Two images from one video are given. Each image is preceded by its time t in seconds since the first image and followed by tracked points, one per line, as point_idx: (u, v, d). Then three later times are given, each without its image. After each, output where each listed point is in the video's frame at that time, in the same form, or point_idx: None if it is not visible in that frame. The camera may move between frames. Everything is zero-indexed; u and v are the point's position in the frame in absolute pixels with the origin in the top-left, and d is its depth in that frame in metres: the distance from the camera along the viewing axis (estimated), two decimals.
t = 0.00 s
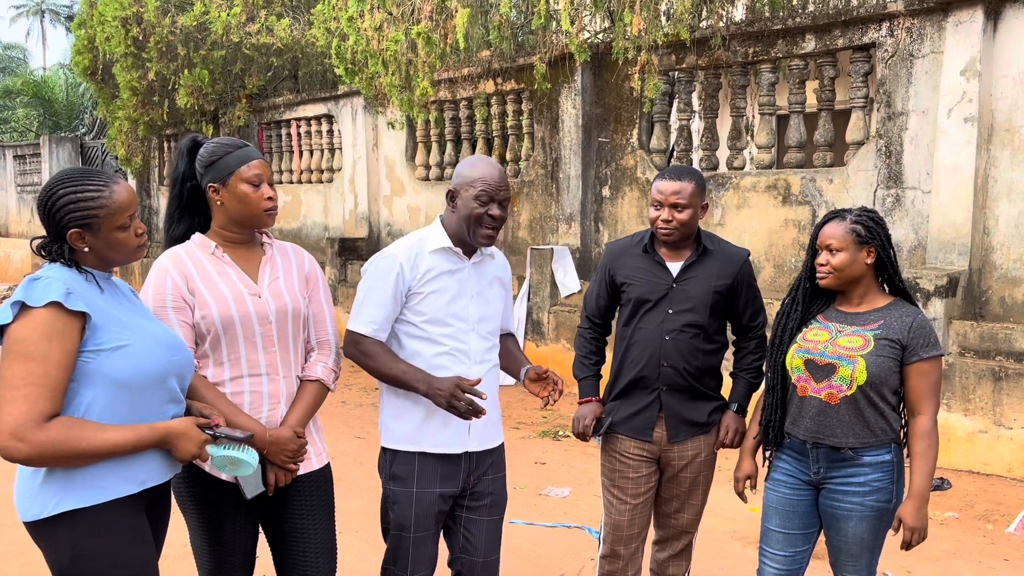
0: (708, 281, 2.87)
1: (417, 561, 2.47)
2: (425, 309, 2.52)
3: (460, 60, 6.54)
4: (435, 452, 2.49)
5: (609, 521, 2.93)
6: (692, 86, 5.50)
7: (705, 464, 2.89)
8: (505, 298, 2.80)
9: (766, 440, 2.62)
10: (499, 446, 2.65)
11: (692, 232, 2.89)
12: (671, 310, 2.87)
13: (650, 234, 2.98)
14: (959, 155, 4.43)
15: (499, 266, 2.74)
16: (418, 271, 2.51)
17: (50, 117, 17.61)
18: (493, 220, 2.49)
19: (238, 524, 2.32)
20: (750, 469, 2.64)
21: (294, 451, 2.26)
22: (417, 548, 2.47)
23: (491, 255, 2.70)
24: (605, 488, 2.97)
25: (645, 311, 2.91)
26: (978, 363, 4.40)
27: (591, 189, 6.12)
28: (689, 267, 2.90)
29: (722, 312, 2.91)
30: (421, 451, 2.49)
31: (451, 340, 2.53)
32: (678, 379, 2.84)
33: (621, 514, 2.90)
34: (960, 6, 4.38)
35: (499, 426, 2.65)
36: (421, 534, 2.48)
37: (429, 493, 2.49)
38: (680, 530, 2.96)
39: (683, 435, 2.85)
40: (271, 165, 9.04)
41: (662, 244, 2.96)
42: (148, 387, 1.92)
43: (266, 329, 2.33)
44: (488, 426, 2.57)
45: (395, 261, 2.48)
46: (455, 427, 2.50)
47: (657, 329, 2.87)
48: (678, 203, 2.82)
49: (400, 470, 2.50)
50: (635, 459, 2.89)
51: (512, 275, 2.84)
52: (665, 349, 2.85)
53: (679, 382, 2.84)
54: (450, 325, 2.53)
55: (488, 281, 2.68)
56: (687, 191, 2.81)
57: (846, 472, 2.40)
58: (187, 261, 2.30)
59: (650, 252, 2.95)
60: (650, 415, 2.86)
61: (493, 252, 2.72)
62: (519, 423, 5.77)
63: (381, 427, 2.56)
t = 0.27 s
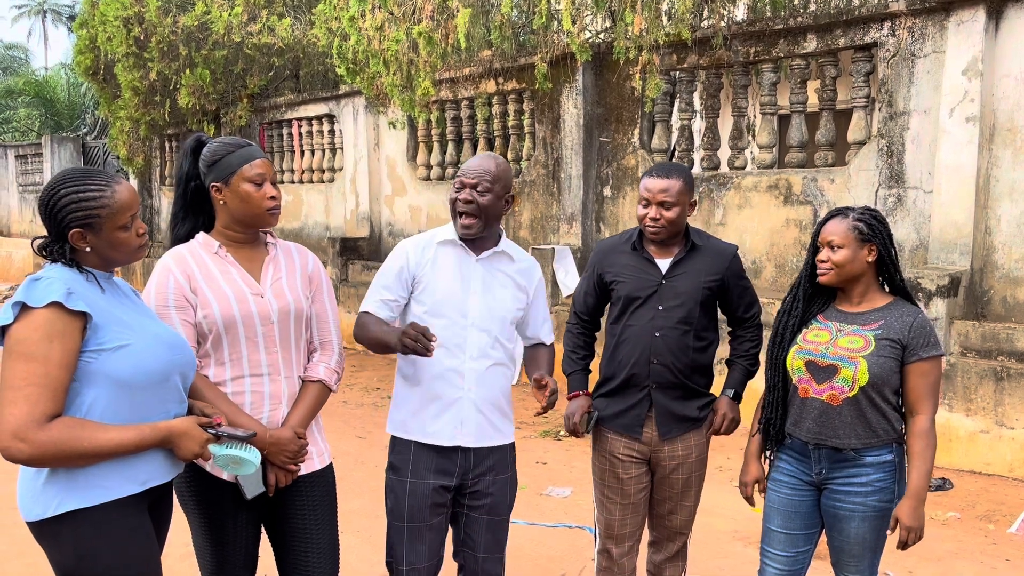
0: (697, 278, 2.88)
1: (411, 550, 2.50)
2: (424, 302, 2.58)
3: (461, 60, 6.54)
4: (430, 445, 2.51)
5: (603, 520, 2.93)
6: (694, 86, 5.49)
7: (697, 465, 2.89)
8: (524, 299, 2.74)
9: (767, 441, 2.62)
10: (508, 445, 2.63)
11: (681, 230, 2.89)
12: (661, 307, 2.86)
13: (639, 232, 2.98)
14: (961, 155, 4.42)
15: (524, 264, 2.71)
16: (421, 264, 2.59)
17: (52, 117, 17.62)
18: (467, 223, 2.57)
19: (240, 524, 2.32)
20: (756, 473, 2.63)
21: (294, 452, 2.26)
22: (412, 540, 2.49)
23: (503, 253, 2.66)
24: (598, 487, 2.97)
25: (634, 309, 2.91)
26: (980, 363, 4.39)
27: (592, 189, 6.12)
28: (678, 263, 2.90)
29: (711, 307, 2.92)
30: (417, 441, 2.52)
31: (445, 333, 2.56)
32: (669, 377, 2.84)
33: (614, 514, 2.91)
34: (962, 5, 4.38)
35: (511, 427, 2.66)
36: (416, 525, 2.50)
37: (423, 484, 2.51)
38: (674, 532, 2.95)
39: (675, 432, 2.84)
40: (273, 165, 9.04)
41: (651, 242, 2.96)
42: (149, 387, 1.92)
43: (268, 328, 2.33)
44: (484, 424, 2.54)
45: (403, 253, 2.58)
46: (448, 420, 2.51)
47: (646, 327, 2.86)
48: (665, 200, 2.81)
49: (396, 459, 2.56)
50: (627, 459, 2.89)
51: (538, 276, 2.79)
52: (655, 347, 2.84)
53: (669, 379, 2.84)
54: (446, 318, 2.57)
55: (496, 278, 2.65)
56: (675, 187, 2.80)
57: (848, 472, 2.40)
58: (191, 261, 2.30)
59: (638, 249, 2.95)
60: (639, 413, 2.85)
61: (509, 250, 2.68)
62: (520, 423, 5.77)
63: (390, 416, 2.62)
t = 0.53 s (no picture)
0: (689, 276, 2.89)
1: (406, 540, 2.54)
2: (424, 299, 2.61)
3: (462, 60, 6.54)
4: (426, 440, 2.54)
5: (601, 520, 2.93)
6: (695, 86, 5.49)
7: (695, 467, 2.88)
8: (531, 297, 2.65)
9: (767, 441, 2.61)
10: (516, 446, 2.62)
11: (671, 230, 2.89)
12: (655, 307, 2.86)
13: (629, 231, 2.99)
14: (963, 155, 4.42)
15: (530, 261, 2.65)
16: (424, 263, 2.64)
17: (54, 117, 17.65)
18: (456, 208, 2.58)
19: (240, 525, 2.32)
20: (753, 471, 2.63)
21: (297, 451, 2.27)
22: (407, 532, 2.53)
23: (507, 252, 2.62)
24: (597, 488, 2.96)
25: (629, 309, 2.91)
26: (982, 364, 4.39)
27: (593, 189, 6.12)
28: (670, 262, 2.91)
29: (706, 305, 2.93)
30: (416, 435, 2.55)
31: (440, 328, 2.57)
32: (666, 376, 2.84)
33: (614, 517, 2.91)
34: (964, 6, 4.37)
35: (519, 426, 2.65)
36: (410, 518, 2.54)
37: (414, 478, 2.54)
38: (673, 534, 2.92)
39: (671, 435, 2.83)
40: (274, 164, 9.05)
41: (642, 242, 2.96)
42: (150, 387, 1.92)
43: (271, 328, 2.33)
44: (475, 421, 2.52)
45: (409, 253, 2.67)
46: (440, 413, 2.52)
47: (643, 327, 2.87)
48: (656, 200, 2.81)
49: (395, 451, 2.61)
50: (625, 460, 2.89)
51: (548, 273, 2.69)
52: (652, 347, 2.85)
53: (666, 379, 2.84)
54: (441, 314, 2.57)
55: (496, 276, 2.61)
56: (664, 187, 2.80)
57: (849, 472, 2.40)
58: (195, 261, 2.30)
59: (630, 249, 2.96)
60: (636, 413, 2.85)
61: (513, 248, 2.63)
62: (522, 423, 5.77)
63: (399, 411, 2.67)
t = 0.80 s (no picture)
0: (686, 277, 2.88)
1: (408, 541, 2.54)
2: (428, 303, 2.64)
3: (464, 60, 6.54)
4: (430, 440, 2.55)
5: (602, 521, 2.93)
6: (697, 87, 5.47)
7: (693, 467, 2.87)
8: (530, 302, 2.62)
9: (767, 441, 2.61)
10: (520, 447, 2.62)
11: (668, 228, 2.90)
12: (653, 309, 2.87)
13: (625, 234, 3.00)
14: (965, 156, 4.41)
15: (529, 266, 2.61)
16: (425, 267, 2.65)
17: (56, 117, 17.68)
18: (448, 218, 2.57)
19: (241, 526, 2.32)
20: (752, 472, 2.64)
21: (302, 450, 2.27)
22: (409, 532, 2.54)
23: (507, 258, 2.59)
24: (597, 489, 2.96)
25: (627, 311, 2.91)
26: (984, 365, 4.39)
27: (595, 190, 6.12)
28: (667, 264, 2.90)
29: (704, 308, 2.93)
30: (417, 435, 2.58)
31: (444, 333, 2.59)
32: (663, 379, 2.84)
33: (615, 521, 2.92)
34: (967, 7, 4.37)
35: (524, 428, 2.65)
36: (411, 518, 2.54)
37: (417, 477, 2.55)
38: (673, 537, 2.90)
39: (667, 437, 2.83)
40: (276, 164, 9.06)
41: (639, 244, 2.97)
42: (150, 387, 1.93)
43: (275, 327, 2.33)
44: (477, 422, 2.53)
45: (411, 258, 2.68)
46: (441, 413, 2.54)
47: (640, 329, 2.87)
48: (652, 196, 2.82)
49: (399, 451, 2.62)
50: (625, 461, 2.89)
51: (549, 274, 2.64)
52: (649, 349, 2.85)
53: (664, 382, 2.84)
54: (444, 319, 2.60)
55: (496, 279, 2.60)
56: (660, 184, 2.82)
57: (848, 473, 2.40)
58: (198, 260, 2.30)
59: (627, 252, 2.96)
60: (635, 417, 2.85)
61: (512, 252, 2.61)
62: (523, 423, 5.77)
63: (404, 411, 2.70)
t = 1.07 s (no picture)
0: (689, 278, 2.89)
1: (411, 542, 2.54)
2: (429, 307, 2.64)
3: (466, 61, 6.55)
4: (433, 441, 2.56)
5: (603, 521, 2.94)
6: (698, 88, 5.47)
7: (694, 467, 2.85)
8: (532, 300, 2.62)
9: (767, 442, 2.60)
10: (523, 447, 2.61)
11: (671, 225, 2.92)
12: (654, 310, 2.87)
13: (628, 234, 3.01)
14: (966, 158, 4.41)
15: (530, 263, 2.62)
16: (425, 270, 2.65)
17: (58, 117, 17.70)
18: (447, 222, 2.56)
19: (240, 526, 2.32)
20: (753, 475, 2.64)
21: (304, 450, 2.27)
22: (412, 534, 2.54)
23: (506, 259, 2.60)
24: (598, 490, 2.97)
25: (630, 311, 2.91)
26: (985, 366, 4.39)
27: (596, 191, 6.12)
28: (670, 264, 2.91)
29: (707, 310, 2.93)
30: (421, 438, 2.58)
31: (446, 336, 2.59)
32: (664, 380, 2.83)
33: (618, 524, 2.92)
34: (968, 8, 4.37)
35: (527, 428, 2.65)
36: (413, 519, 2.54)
37: (420, 479, 2.55)
38: (675, 541, 2.89)
39: (672, 437, 2.83)
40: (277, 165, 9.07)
41: (642, 243, 2.98)
42: (153, 388, 1.93)
43: (276, 326, 2.34)
44: (483, 424, 2.53)
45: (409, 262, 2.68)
46: (446, 415, 2.54)
47: (641, 330, 2.88)
48: (654, 191, 2.85)
49: (402, 452, 2.62)
50: (624, 462, 2.89)
51: (548, 271, 2.64)
52: (649, 350, 2.85)
53: (665, 385, 2.83)
54: (446, 322, 2.60)
55: (498, 278, 2.61)
56: (663, 179, 2.85)
57: (848, 475, 2.40)
58: (199, 260, 2.31)
59: (629, 252, 2.96)
60: (635, 416, 2.85)
61: (512, 251, 2.61)
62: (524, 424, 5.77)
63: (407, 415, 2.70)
